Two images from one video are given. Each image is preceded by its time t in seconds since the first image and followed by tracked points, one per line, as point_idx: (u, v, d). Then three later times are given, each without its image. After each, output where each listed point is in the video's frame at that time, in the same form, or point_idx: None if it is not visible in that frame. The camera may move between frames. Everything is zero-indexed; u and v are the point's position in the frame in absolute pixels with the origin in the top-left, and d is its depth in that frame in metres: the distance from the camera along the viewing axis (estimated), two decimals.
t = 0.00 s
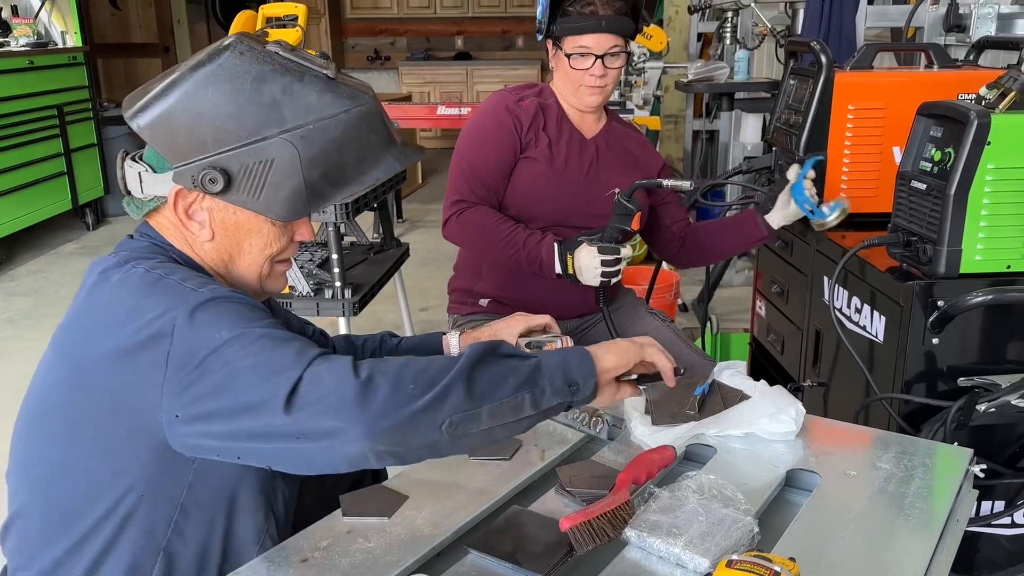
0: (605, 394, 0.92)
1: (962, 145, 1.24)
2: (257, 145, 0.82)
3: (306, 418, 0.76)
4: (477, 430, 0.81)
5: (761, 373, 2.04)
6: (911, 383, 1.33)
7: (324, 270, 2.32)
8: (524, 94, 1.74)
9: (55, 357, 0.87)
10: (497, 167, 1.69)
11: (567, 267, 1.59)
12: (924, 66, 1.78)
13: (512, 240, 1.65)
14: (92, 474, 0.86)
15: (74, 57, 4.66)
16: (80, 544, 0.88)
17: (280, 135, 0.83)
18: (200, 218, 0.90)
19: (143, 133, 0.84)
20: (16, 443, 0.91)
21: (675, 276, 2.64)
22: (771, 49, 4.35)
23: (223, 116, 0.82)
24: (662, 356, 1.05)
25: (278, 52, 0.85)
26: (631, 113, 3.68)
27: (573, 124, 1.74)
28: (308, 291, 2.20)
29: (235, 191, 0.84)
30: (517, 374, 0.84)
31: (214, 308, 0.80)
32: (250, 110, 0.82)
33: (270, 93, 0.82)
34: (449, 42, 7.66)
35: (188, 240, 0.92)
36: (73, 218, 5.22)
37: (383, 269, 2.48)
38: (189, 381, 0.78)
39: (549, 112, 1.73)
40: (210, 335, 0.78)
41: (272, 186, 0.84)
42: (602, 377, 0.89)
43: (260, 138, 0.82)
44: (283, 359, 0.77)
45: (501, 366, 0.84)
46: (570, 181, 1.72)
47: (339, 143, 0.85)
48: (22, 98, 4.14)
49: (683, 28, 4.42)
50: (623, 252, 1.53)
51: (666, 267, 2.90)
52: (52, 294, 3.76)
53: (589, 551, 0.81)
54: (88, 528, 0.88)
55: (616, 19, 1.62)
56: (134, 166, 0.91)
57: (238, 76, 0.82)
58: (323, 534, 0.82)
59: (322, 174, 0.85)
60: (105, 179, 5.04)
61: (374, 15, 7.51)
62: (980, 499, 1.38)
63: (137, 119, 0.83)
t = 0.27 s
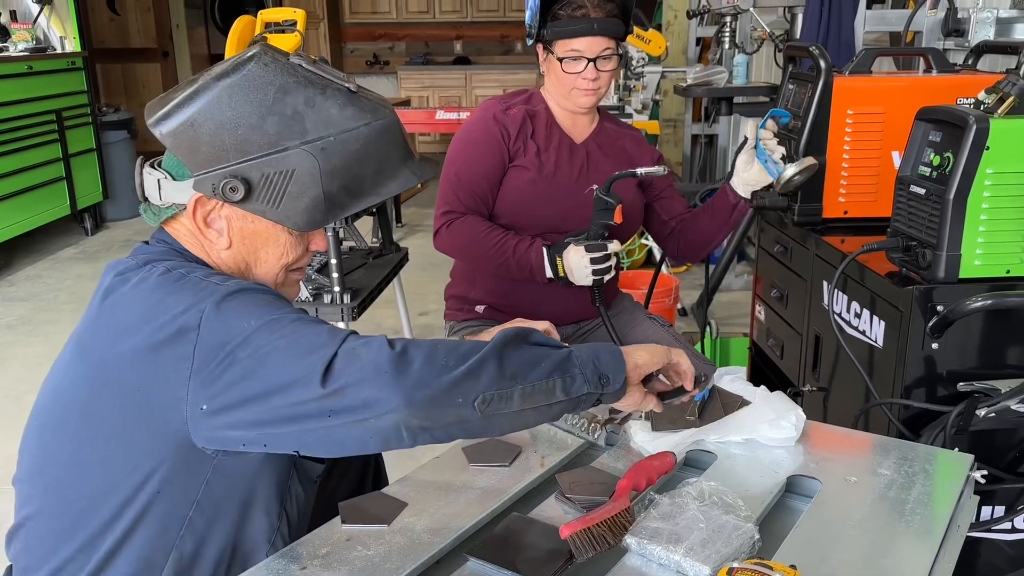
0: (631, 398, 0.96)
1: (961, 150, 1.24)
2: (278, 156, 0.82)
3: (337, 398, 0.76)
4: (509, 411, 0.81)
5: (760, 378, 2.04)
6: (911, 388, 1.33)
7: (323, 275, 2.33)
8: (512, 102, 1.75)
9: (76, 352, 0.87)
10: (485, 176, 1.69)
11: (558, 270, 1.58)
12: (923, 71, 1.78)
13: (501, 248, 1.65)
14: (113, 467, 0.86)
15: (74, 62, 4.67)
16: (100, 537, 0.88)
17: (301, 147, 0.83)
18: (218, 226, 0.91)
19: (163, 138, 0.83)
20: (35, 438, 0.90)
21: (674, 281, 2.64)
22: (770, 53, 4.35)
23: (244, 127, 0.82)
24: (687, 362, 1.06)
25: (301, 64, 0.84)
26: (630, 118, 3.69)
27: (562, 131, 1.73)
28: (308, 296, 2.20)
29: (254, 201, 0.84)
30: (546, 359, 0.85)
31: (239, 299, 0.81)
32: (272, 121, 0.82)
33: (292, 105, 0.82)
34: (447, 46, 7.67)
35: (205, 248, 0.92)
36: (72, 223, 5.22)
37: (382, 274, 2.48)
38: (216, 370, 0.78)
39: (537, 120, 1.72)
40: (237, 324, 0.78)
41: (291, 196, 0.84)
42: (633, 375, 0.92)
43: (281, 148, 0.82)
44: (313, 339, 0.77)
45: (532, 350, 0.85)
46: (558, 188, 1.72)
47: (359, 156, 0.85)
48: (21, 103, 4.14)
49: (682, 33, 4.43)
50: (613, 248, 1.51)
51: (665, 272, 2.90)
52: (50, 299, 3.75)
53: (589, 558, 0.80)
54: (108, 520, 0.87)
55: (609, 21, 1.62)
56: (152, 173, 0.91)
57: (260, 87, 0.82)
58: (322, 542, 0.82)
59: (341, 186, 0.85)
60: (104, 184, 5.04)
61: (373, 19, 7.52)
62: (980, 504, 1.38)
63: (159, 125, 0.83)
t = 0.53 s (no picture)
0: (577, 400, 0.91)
1: (963, 152, 1.24)
2: (258, 148, 0.82)
3: (282, 401, 0.74)
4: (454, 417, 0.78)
5: (761, 381, 2.03)
6: (913, 391, 1.33)
7: (322, 278, 2.32)
8: (505, 107, 1.72)
9: (60, 356, 0.88)
10: (473, 184, 1.68)
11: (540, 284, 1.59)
12: (923, 72, 1.77)
13: (487, 257, 1.64)
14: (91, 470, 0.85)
15: (73, 65, 4.67)
16: (83, 538, 0.88)
17: (280, 140, 0.82)
18: (200, 223, 0.90)
19: (142, 137, 0.82)
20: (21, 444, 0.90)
21: (674, 283, 2.63)
22: (770, 55, 4.35)
23: (223, 121, 0.81)
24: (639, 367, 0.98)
25: (279, 59, 0.85)
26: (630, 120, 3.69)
27: (555, 139, 1.71)
28: (307, 299, 2.20)
29: (234, 195, 0.83)
30: (495, 362, 0.82)
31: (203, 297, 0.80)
32: (249, 114, 0.81)
33: (270, 98, 0.82)
34: (447, 49, 7.67)
35: (189, 244, 0.92)
36: (71, 226, 5.22)
37: (381, 276, 2.47)
38: (175, 370, 0.77)
39: (530, 127, 1.70)
40: (200, 322, 0.77)
41: (271, 190, 0.83)
42: (578, 377, 0.86)
43: (261, 142, 0.82)
44: (262, 339, 0.76)
45: (476, 354, 0.81)
46: (547, 198, 1.70)
47: (339, 149, 0.84)
48: (20, 106, 4.13)
49: (682, 35, 4.43)
50: (592, 264, 1.52)
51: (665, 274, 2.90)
52: (50, 303, 3.75)
53: (591, 562, 0.80)
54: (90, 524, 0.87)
55: (615, 22, 1.58)
56: (136, 172, 0.91)
57: (240, 81, 0.82)
58: (322, 546, 0.82)
59: (321, 179, 0.84)
60: (104, 187, 5.04)
61: (372, 22, 7.52)
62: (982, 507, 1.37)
63: (137, 122, 0.82)
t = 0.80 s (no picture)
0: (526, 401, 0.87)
1: (963, 153, 1.24)
2: (201, 139, 0.79)
3: (159, 431, 0.70)
4: (340, 456, 0.73)
5: (762, 383, 2.03)
6: (914, 393, 1.33)
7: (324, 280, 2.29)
8: (517, 118, 1.65)
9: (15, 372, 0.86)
10: (477, 199, 1.64)
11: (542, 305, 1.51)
12: (923, 74, 1.77)
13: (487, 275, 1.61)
14: (46, 487, 0.83)
15: (74, 68, 4.67)
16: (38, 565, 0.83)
17: (225, 128, 0.79)
18: (154, 217, 0.88)
19: (91, 134, 0.82)
20: None
21: (674, 285, 2.64)
22: (770, 57, 4.36)
23: (166, 112, 0.79)
24: (582, 371, 0.84)
25: (225, 47, 0.83)
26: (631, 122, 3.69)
27: (565, 155, 1.64)
28: (307, 302, 2.20)
29: (181, 188, 0.81)
30: (393, 388, 0.76)
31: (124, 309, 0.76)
32: (193, 102, 0.79)
33: (213, 85, 0.79)
34: (447, 52, 7.68)
35: (148, 239, 0.90)
36: (72, 229, 5.22)
37: (381, 279, 2.47)
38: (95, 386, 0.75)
39: (539, 141, 1.64)
40: (114, 335, 0.75)
41: (217, 181, 0.80)
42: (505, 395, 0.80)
43: (206, 131, 0.79)
44: (147, 364, 0.72)
45: (380, 378, 0.76)
46: (551, 216, 1.65)
47: (288, 135, 0.80)
48: (20, 109, 4.13)
49: (682, 38, 4.44)
50: (593, 294, 1.42)
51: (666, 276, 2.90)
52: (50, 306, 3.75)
53: (593, 565, 0.80)
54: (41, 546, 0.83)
55: (636, 24, 1.50)
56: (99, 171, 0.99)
57: (185, 70, 0.79)
58: (322, 549, 0.81)
59: (269, 167, 0.80)
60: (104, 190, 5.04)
61: (373, 25, 7.52)
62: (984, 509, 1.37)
63: (86, 120, 0.81)
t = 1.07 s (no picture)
0: (584, 440, 0.76)
1: (965, 153, 1.24)
2: (167, 134, 0.78)
3: (193, 442, 0.69)
4: (372, 474, 0.71)
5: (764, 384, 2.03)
6: (916, 393, 1.33)
7: (325, 281, 2.29)
8: (531, 124, 1.59)
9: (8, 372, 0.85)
10: (485, 205, 1.59)
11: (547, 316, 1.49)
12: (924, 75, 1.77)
13: (492, 283, 1.58)
14: (46, 488, 0.83)
15: (75, 71, 4.67)
16: (37, 568, 0.84)
17: (192, 120, 0.78)
18: (130, 217, 0.87)
19: (61, 136, 0.82)
20: None
21: (675, 286, 2.64)
22: (770, 59, 4.36)
23: (131, 108, 0.79)
24: (632, 426, 0.71)
25: (188, 40, 0.83)
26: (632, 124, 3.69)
27: (577, 165, 1.58)
28: (308, 303, 2.19)
29: (151, 186, 0.80)
30: (431, 411, 0.71)
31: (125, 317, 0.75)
32: (159, 97, 0.78)
33: (177, 79, 0.79)
34: (448, 54, 7.68)
35: (127, 239, 0.89)
36: (72, 231, 5.22)
37: (381, 280, 2.47)
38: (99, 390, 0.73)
39: (551, 150, 1.58)
40: (122, 343, 0.73)
41: (187, 176, 0.79)
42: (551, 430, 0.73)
43: (172, 125, 0.78)
44: (177, 372, 0.70)
45: (419, 398, 0.72)
46: (559, 227, 1.60)
47: (254, 123, 0.79)
48: (21, 111, 4.13)
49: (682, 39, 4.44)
50: (599, 309, 1.40)
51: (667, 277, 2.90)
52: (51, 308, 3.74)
53: (595, 564, 0.80)
54: (40, 548, 0.83)
55: (656, 33, 1.41)
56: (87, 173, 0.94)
57: (149, 67, 0.79)
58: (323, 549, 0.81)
59: (237, 157, 0.79)
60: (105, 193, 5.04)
61: (374, 27, 7.46)
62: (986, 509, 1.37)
63: (55, 122, 0.82)
